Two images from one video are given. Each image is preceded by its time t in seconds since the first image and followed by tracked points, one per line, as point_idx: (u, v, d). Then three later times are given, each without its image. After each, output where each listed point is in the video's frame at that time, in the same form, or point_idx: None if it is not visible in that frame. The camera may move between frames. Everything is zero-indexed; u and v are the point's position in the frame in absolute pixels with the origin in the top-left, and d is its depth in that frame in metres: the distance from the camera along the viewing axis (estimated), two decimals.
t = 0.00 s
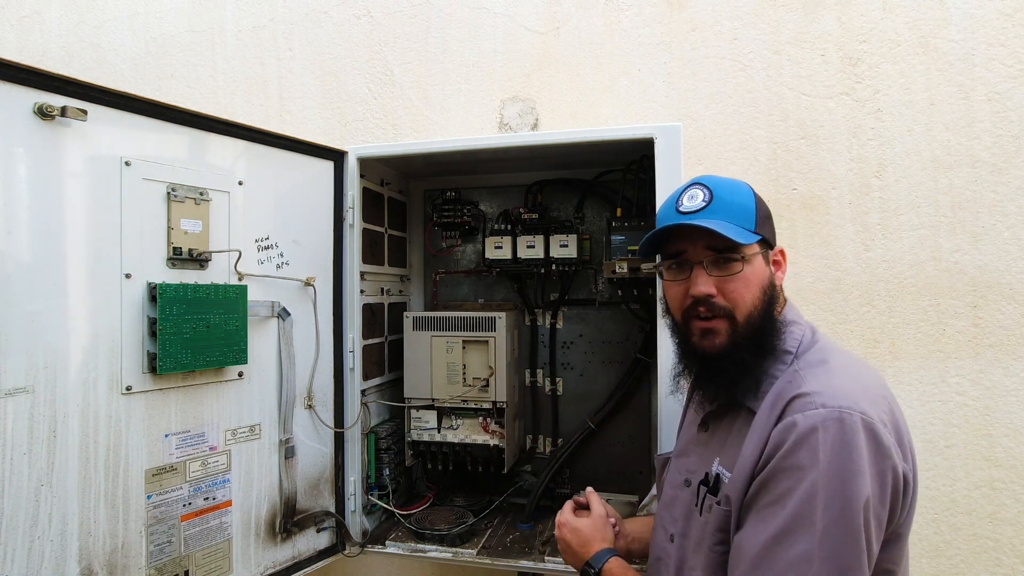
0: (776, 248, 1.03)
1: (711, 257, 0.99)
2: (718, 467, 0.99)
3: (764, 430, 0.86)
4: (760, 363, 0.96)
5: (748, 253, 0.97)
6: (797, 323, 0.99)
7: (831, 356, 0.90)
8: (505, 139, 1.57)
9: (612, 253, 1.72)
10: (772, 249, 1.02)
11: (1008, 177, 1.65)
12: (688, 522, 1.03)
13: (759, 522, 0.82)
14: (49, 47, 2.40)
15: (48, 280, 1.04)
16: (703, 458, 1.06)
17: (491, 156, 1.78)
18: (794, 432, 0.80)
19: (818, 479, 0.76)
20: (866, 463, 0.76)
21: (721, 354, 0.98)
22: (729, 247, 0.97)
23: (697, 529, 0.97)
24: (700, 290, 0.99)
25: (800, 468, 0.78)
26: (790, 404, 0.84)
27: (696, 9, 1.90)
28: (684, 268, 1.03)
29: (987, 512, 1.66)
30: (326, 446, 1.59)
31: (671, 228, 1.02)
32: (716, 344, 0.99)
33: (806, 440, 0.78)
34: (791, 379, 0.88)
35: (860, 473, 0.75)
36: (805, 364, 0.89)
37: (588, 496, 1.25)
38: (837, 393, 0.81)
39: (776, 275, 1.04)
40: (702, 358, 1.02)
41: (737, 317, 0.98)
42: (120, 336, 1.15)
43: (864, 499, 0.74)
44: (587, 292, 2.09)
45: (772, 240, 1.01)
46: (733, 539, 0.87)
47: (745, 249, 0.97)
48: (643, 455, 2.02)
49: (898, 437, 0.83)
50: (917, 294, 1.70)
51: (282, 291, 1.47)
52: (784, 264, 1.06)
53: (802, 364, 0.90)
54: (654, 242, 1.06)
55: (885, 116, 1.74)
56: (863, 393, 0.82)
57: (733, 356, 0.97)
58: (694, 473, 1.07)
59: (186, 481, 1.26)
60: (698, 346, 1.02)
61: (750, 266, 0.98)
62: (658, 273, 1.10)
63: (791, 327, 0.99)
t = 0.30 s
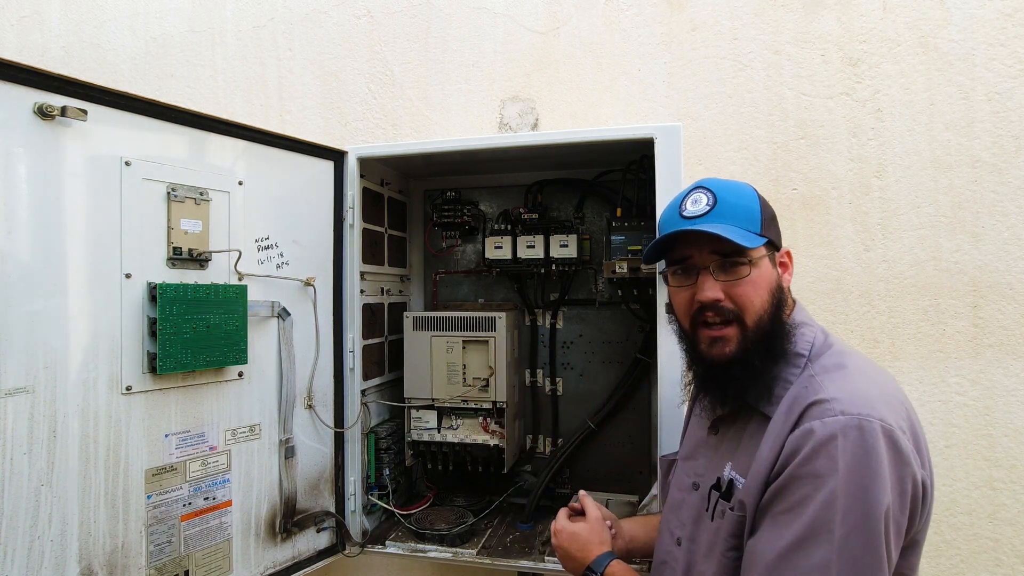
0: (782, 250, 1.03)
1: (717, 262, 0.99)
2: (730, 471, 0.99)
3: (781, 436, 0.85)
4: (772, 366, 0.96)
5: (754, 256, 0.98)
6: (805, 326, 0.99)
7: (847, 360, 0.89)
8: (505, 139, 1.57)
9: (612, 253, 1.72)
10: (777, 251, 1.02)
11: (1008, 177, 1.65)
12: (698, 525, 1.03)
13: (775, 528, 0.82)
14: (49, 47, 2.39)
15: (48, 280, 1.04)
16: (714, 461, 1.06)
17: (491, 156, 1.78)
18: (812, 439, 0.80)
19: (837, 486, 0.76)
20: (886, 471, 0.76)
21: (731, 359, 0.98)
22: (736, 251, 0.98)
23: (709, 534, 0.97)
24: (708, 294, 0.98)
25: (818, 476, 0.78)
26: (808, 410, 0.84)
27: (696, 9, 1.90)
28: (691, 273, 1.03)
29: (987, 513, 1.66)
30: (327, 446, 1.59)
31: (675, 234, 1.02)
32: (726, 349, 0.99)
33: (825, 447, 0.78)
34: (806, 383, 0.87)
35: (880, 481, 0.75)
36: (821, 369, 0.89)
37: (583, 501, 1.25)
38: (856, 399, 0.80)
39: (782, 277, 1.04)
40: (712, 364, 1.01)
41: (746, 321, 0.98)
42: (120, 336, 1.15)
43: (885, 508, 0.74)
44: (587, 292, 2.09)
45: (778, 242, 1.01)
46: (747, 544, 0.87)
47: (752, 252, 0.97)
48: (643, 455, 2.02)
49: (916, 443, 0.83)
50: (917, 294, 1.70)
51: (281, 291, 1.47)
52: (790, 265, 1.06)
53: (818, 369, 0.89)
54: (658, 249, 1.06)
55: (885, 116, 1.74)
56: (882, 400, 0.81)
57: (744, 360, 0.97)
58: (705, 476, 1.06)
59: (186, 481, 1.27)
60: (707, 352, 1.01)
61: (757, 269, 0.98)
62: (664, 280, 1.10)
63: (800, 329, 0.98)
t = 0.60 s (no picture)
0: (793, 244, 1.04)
1: (725, 245, 1.00)
2: (737, 469, 0.98)
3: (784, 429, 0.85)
4: (776, 356, 0.96)
5: (763, 242, 0.98)
6: (814, 321, 0.98)
7: (853, 355, 0.89)
8: (505, 139, 1.57)
9: (612, 253, 1.71)
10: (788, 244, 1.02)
11: (1008, 177, 1.65)
12: (707, 525, 1.03)
13: (778, 525, 0.81)
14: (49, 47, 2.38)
15: (48, 280, 1.04)
16: (720, 459, 1.06)
17: (491, 156, 1.78)
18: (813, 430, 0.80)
19: (838, 478, 0.76)
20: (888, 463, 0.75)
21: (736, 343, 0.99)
22: (744, 235, 0.98)
23: (717, 533, 0.97)
24: (714, 276, 0.99)
25: (818, 468, 0.77)
26: (811, 402, 0.84)
27: (696, 9, 1.90)
28: (699, 257, 1.04)
29: (987, 513, 1.66)
30: (326, 445, 1.59)
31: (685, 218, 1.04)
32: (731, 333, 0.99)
33: (827, 439, 0.78)
34: (811, 378, 0.87)
35: (881, 473, 0.75)
36: (825, 363, 0.89)
37: (580, 524, 1.17)
38: (858, 392, 0.80)
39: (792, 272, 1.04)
40: (717, 348, 1.02)
41: (753, 307, 0.98)
42: (120, 336, 1.15)
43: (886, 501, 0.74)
44: (587, 292, 2.09)
45: (788, 235, 1.01)
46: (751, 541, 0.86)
47: (760, 237, 0.98)
48: (643, 455, 2.02)
49: (921, 439, 0.83)
50: (917, 294, 1.70)
51: (281, 291, 1.47)
52: (800, 261, 1.06)
53: (823, 363, 0.89)
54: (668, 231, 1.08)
55: (884, 116, 1.74)
56: (887, 393, 0.81)
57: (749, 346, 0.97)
58: (712, 475, 1.06)
59: (186, 481, 1.26)
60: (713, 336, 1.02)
61: (766, 255, 0.98)
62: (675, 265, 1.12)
63: (809, 324, 0.98)
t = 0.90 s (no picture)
0: (805, 243, 1.04)
1: (737, 245, 0.99)
2: (744, 465, 0.98)
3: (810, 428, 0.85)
4: (789, 356, 0.95)
5: (776, 242, 0.97)
6: (828, 323, 0.98)
7: (878, 359, 0.89)
8: (504, 139, 1.57)
9: (612, 254, 1.71)
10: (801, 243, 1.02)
11: (1008, 177, 1.65)
12: (711, 524, 1.02)
13: (795, 521, 0.81)
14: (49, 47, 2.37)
15: (48, 281, 1.04)
16: (724, 456, 1.05)
17: (491, 156, 1.78)
18: (843, 430, 0.79)
19: (867, 478, 0.75)
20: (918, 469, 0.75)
21: (748, 343, 0.98)
22: (758, 235, 0.98)
23: (724, 532, 0.96)
24: (727, 276, 0.98)
25: (847, 468, 0.77)
26: (839, 402, 0.83)
27: (695, 9, 1.90)
28: (712, 256, 1.03)
29: (987, 512, 1.66)
30: (327, 446, 1.59)
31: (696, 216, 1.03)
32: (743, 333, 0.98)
33: (857, 439, 0.77)
34: (837, 377, 0.87)
35: (911, 478, 0.74)
36: (849, 365, 0.89)
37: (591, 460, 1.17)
38: (891, 395, 0.80)
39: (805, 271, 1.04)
40: (729, 348, 1.01)
41: (765, 306, 0.98)
42: (120, 336, 1.15)
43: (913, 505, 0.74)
44: (587, 292, 2.09)
45: (801, 234, 1.00)
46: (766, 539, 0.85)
47: (773, 237, 0.97)
48: (643, 455, 2.02)
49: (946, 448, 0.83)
50: (916, 294, 1.70)
51: (282, 291, 1.47)
52: (812, 260, 1.06)
53: (846, 364, 0.89)
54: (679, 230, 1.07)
55: (884, 116, 1.74)
56: (918, 399, 0.80)
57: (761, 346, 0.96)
58: (715, 473, 1.06)
59: (186, 481, 1.27)
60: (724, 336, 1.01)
61: (778, 255, 0.97)
62: (685, 265, 1.11)
63: (822, 326, 0.97)
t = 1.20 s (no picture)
0: (796, 244, 1.04)
1: (730, 250, 0.99)
2: (744, 468, 0.97)
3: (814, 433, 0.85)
4: (780, 359, 0.96)
5: (768, 246, 0.97)
6: (819, 325, 0.99)
7: (870, 356, 0.90)
8: (504, 139, 1.56)
9: (612, 254, 1.71)
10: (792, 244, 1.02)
11: (1008, 177, 1.65)
12: (710, 526, 1.02)
13: (813, 532, 0.78)
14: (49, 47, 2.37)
15: (48, 280, 1.04)
16: (720, 458, 1.05)
17: (491, 156, 1.78)
18: (853, 433, 0.78)
19: (881, 481, 0.74)
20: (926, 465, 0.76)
21: (740, 347, 0.98)
22: (750, 240, 0.98)
23: (726, 536, 0.95)
24: (719, 281, 0.98)
25: (860, 472, 0.76)
26: (842, 405, 0.83)
27: (696, 9, 1.90)
28: (704, 261, 1.03)
29: (987, 512, 1.66)
30: (327, 446, 1.59)
31: (688, 221, 1.03)
32: (735, 337, 0.99)
33: (867, 442, 0.77)
34: (834, 378, 0.88)
35: (921, 475, 0.75)
36: (845, 365, 0.90)
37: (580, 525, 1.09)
38: (891, 394, 0.81)
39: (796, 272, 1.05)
40: (721, 351, 1.01)
41: (757, 310, 0.98)
42: (120, 335, 1.15)
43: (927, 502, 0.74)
44: (587, 292, 2.09)
45: (792, 235, 1.01)
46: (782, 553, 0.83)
47: (765, 241, 0.97)
48: (643, 455, 2.02)
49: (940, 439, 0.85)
50: (916, 294, 1.70)
51: (282, 291, 1.47)
52: (802, 260, 1.06)
53: (841, 364, 0.91)
54: (671, 235, 1.07)
55: (885, 116, 1.74)
56: (913, 395, 0.82)
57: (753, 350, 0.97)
58: (712, 474, 1.06)
59: (186, 481, 1.26)
60: (716, 340, 1.01)
61: (770, 259, 0.97)
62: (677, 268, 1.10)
63: (813, 328, 0.98)
